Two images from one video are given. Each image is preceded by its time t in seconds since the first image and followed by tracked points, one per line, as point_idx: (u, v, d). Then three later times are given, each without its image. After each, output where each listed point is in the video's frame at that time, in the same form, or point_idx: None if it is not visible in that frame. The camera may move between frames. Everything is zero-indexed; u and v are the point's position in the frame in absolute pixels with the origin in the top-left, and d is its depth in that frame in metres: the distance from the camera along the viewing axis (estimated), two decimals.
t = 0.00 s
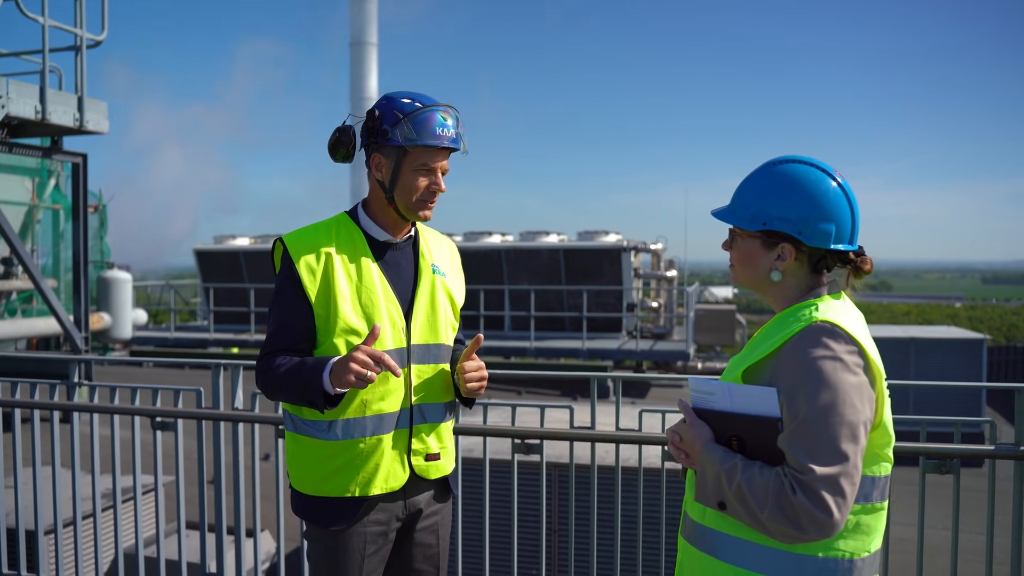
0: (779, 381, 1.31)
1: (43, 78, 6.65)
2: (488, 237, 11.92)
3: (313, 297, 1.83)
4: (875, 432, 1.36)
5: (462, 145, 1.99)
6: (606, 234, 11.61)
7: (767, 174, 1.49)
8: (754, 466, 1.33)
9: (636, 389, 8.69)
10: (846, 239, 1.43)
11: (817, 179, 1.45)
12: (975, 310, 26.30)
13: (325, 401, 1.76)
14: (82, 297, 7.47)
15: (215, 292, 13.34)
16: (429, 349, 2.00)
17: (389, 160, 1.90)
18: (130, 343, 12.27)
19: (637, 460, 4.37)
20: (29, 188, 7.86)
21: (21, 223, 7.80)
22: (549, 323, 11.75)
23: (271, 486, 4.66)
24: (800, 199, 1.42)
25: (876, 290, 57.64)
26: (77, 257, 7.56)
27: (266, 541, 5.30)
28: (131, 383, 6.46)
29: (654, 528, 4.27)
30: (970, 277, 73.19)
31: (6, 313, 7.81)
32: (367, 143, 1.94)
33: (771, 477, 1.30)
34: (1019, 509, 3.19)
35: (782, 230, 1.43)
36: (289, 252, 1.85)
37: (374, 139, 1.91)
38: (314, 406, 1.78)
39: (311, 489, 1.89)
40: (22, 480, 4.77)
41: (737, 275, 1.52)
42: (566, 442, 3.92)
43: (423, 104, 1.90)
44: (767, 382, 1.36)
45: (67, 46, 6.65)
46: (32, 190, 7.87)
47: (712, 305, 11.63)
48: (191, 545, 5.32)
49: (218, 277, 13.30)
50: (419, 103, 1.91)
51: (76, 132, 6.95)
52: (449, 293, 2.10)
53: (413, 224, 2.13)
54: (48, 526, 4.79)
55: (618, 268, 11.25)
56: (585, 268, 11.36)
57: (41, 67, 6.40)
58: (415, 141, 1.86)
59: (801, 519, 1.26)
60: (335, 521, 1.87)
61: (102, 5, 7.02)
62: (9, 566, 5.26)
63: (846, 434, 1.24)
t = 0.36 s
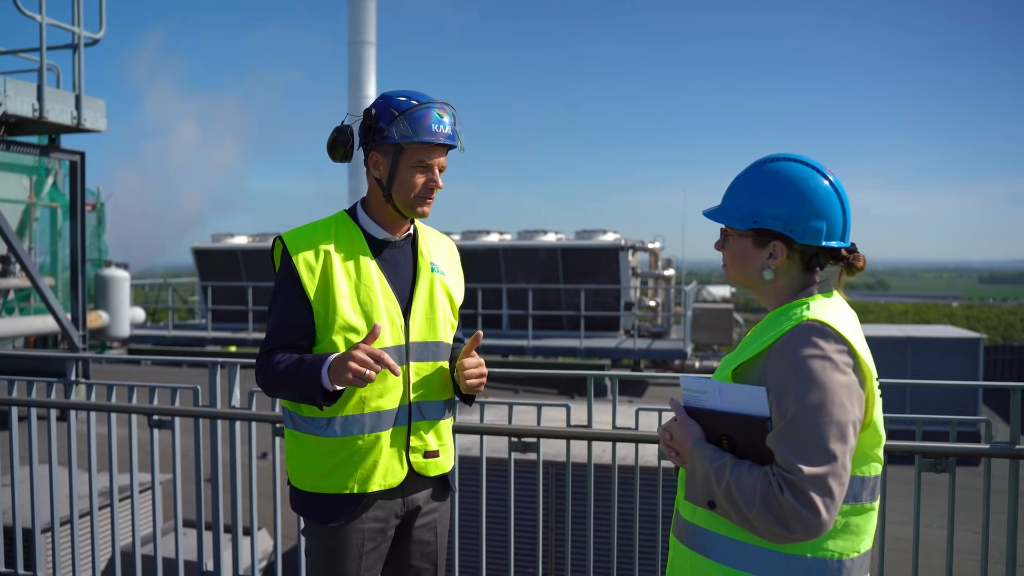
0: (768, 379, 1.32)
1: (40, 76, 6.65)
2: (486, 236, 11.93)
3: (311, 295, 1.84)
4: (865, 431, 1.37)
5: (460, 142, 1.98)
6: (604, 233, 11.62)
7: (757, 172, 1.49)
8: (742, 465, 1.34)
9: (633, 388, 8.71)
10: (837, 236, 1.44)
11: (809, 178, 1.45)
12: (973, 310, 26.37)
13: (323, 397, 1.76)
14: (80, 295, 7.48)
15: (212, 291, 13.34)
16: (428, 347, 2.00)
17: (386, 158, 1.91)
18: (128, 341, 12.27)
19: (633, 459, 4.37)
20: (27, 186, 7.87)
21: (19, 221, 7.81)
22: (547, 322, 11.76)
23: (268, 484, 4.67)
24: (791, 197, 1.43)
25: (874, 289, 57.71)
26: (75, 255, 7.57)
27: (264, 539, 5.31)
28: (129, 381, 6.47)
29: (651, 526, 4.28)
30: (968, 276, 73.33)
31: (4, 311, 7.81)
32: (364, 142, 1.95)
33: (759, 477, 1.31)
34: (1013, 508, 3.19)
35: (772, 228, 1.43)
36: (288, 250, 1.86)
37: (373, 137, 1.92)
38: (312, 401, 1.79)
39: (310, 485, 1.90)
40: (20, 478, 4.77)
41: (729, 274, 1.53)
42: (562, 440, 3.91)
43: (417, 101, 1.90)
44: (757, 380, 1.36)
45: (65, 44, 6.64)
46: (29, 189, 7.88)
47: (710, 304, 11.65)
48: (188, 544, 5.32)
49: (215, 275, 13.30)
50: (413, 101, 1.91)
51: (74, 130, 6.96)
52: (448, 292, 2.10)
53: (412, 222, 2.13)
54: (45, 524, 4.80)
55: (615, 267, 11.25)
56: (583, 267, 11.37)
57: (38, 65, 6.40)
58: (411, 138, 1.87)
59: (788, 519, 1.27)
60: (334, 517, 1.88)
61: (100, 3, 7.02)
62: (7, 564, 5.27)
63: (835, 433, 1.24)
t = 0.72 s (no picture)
0: (753, 379, 1.32)
1: (37, 73, 6.63)
2: (484, 234, 11.92)
3: (304, 292, 1.84)
4: (850, 430, 1.36)
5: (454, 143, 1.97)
6: (602, 231, 11.61)
7: (752, 169, 1.48)
8: (728, 464, 1.34)
9: (630, 386, 8.71)
10: (828, 237, 1.43)
11: (802, 177, 1.45)
12: (971, 309, 26.39)
13: (287, 380, 1.79)
14: (77, 293, 7.47)
15: (210, 289, 13.33)
16: (422, 344, 1.98)
17: (380, 156, 1.91)
18: (126, 339, 12.26)
19: (629, 457, 4.37)
20: (24, 183, 7.86)
21: (16, 218, 7.80)
22: (545, 320, 11.75)
23: (264, 483, 4.66)
24: (783, 196, 1.42)
25: (873, 287, 57.72)
26: (72, 253, 7.56)
27: (260, 537, 5.31)
28: (125, 379, 6.46)
29: (646, 525, 4.27)
30: (967, 275, 73.36)
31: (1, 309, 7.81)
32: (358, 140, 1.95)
33: (745, 476, 1.30)
34: (1008, 507, 3.19)
35: (765, 226, 1.43)
36: (282, 247, 1.85)
37: (367, 136, 1.92)
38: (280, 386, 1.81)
39: (302, 482, 1.89)
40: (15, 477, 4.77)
41: (719, 271, 1.53)
42: (558, 439, 3.90)
43: (411, 102, 1.89)
44: (742, 380, 1.36)
45: (61, 42, 6.63)
46: (26, 186, 7.87)
47: (708, 303, 11.64)
48: (184, 542, 5.31)
49: (213, 273, 13.28)
50: (408, 101, 1.90)
51: (71, 127, 6.94)
52: (444, 290, 2.09)
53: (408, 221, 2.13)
54: (41, 523, 4.80)
55: (613, 265, 11.24)
56: (581, 265, 11.36)
57: (35, 63, 6.39)
58: (404, 139, 1.86)
59: (774, 518, 1.27)
60: (327, 513, 1.87)
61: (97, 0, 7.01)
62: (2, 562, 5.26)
63: (819, 432, 1.24)
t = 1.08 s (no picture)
0: (741, 378, 1.31)
1: (32, 71, 6.60)
2: (480, 232, 11.91)
3: (299, 290, 1.82)
4: (839, 430, 1.36)
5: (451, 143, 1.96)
6: (599, 229, 11.61)
7: (739, 170, 1.47)
8: (716, 463, 1.33)
9: (627, 384, 8.70)
10: (818, 232, 1.42)
11: (790, 176, 1.44)
12: (967, 307, 26.44)
13: (312, 411, 1.77)
14: (72, 291, 7.45)
15: (206, 287, 13.31)
16: (416, 343, 1.97)
17: (375, 155, 1.89)
18: (122, 337, 12.23)
19: (624, 456, 4.36)
20: (19, 181, 7.83)
21: (11, 216, 7.77)
22: (542, 318, 11.74)
23: (258, 482, 4.64)
24: (773, 194, 1.41)
25: (869, 285, 57.78)
26: (67, 251, 7.53)
27: (255, 536, 5.29)
28: (120, 378, 6.44)
29: (642, 524, 4.26)
30: (964, 273, 73.46)
31: None
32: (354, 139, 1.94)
33: (731, 475, 1.30)
34: (1003, 506, 3.18)
35: (755, 224, 1.42)
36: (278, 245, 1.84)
37: (363, 136, 1.90)
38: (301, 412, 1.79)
39: (296, 478, 1.88)
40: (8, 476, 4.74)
41: (710, 273, 1.52)
42: (553, 437, 3.88)
43: (409, 101, 1.88)
44: (731, 379, 1.35)
45: (56, 39, 6.60)
46: (21, 183, 7.84)
47: (704, 301, 11.65)
48: (178, 540, 5.30)
49: (210, 271, 13.25)
50: (406, 100, 1.89)
51: (66, 125, 6.92)
52: (438, 290, 2.08)
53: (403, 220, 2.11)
54: (34, 521, 4.78)
55: (610, 264, 11.24)
56: (578, 263, 11.36)
57: (30, 60, 6.37)
58: (401, 138, 1.85)
59: (759, 518, 1.26)
60: (320, 510, 1.87)
61: None
62: None
63: (805, 432, 1.23)
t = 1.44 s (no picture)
0: (727, 376, 1.32)
1: (27, 68, 6.58)
2: (476, 231, 11.92)
3: (298, 287, 1.82)
4: (824, 429, 1.37)
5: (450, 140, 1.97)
6: (594, 228, 11.63)
7: (732, 167, 1.48)
8: (700, 461, 1.34)
9: (623, 383, 8.72)
10: (807, 231, 1.43)
11: (782, 173, 1.44)
12: (962, 306, 26.56)
13: (335, 413, 1.78)
14: (67, 289, 7.44)
15: (202, 285, 13.30)
16: (412, 342, 1.98)
17: (374, 153, 1.90)
18: (117, 335, 12.21)
19: (620, 454, 4.37)
20: (14, 178, 7.82)
21: (5, 213, 7.75)
22: (538, 316, 11.75)
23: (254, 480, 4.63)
24: (763, 190, 1.42)
25: (865, 284, 57.91)
26: (62, 249, 7.53)
27: (250, 534, 5.29)
28: (115, 376, 6.44)
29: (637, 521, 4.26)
30: (959, 272, 73.71)
31: None
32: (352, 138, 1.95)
33: (715, 473, 1.31)
34: (997, 502, 3.18)
35: (744, 221, 1.43)
36: (278, 242, 1.84)
37: (362, 133, 1.90)
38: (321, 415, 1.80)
39: (290, 475, 1.88)
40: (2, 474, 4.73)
41: (701, 268, 1.52)
42: (549, 435, 3.87)
43: (407, 99, 1.88)
44: (717, 377, 1.36)
45: (51, 37, 6.58)
46: (16, 181, 7.83)
47: (700, 300, 11.68)
48: (173, 539, 5.30)
49: (206, 269, 13.24)
50: (404, 98, 1.89)
51: (61, 123, 6.90)
52: (434, 289, 2.08)
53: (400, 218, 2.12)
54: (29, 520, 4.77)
55: (606, 262, 11.26)
56: (573, 262, 11.37)
57: (25, 57, 6.35)
58: (400, 136, 1.85)
59: (741, 516, 1.27)
60: (315, 507, 1.87)
61: None
62: None
63: (789, 432, 1.24)
